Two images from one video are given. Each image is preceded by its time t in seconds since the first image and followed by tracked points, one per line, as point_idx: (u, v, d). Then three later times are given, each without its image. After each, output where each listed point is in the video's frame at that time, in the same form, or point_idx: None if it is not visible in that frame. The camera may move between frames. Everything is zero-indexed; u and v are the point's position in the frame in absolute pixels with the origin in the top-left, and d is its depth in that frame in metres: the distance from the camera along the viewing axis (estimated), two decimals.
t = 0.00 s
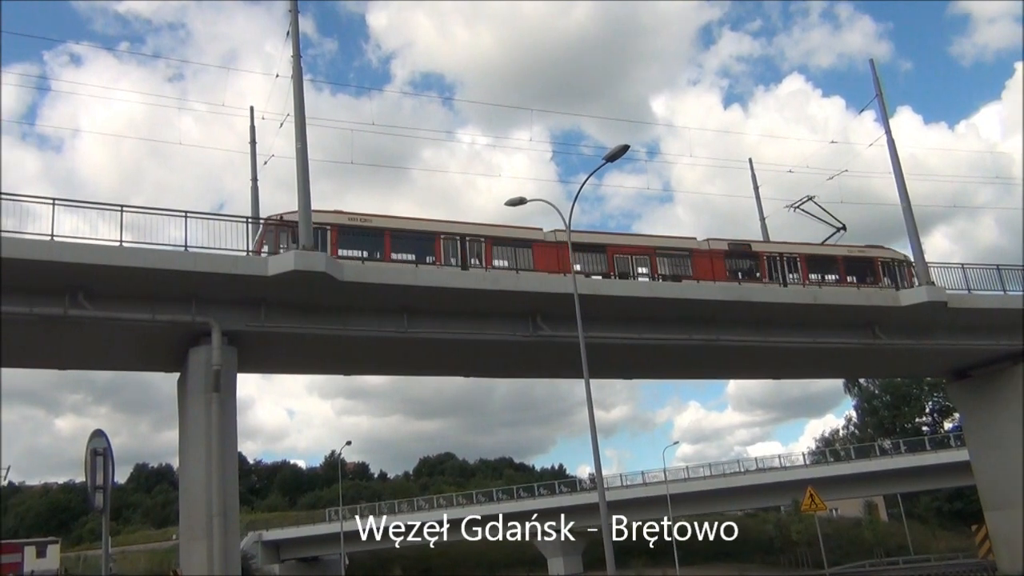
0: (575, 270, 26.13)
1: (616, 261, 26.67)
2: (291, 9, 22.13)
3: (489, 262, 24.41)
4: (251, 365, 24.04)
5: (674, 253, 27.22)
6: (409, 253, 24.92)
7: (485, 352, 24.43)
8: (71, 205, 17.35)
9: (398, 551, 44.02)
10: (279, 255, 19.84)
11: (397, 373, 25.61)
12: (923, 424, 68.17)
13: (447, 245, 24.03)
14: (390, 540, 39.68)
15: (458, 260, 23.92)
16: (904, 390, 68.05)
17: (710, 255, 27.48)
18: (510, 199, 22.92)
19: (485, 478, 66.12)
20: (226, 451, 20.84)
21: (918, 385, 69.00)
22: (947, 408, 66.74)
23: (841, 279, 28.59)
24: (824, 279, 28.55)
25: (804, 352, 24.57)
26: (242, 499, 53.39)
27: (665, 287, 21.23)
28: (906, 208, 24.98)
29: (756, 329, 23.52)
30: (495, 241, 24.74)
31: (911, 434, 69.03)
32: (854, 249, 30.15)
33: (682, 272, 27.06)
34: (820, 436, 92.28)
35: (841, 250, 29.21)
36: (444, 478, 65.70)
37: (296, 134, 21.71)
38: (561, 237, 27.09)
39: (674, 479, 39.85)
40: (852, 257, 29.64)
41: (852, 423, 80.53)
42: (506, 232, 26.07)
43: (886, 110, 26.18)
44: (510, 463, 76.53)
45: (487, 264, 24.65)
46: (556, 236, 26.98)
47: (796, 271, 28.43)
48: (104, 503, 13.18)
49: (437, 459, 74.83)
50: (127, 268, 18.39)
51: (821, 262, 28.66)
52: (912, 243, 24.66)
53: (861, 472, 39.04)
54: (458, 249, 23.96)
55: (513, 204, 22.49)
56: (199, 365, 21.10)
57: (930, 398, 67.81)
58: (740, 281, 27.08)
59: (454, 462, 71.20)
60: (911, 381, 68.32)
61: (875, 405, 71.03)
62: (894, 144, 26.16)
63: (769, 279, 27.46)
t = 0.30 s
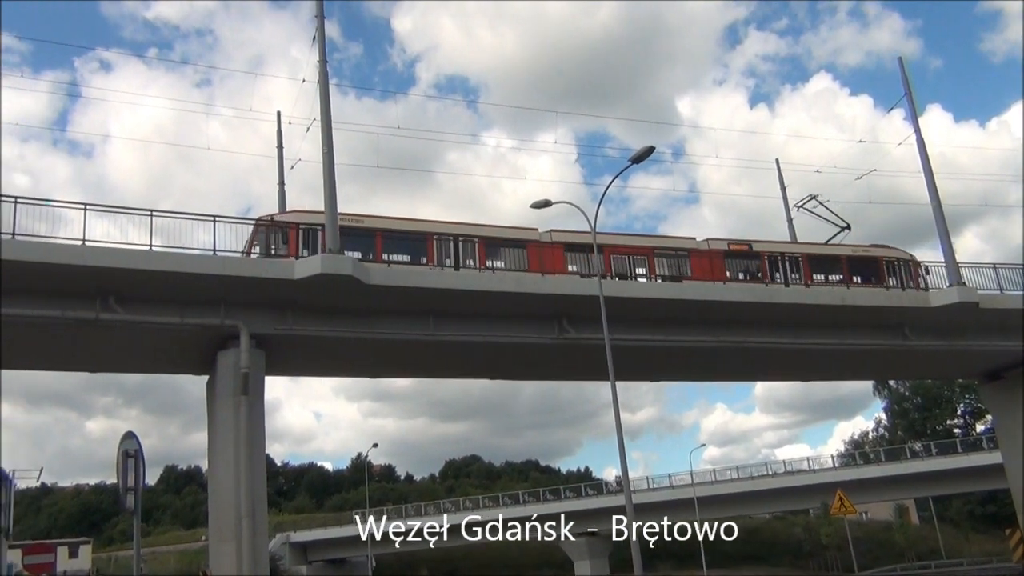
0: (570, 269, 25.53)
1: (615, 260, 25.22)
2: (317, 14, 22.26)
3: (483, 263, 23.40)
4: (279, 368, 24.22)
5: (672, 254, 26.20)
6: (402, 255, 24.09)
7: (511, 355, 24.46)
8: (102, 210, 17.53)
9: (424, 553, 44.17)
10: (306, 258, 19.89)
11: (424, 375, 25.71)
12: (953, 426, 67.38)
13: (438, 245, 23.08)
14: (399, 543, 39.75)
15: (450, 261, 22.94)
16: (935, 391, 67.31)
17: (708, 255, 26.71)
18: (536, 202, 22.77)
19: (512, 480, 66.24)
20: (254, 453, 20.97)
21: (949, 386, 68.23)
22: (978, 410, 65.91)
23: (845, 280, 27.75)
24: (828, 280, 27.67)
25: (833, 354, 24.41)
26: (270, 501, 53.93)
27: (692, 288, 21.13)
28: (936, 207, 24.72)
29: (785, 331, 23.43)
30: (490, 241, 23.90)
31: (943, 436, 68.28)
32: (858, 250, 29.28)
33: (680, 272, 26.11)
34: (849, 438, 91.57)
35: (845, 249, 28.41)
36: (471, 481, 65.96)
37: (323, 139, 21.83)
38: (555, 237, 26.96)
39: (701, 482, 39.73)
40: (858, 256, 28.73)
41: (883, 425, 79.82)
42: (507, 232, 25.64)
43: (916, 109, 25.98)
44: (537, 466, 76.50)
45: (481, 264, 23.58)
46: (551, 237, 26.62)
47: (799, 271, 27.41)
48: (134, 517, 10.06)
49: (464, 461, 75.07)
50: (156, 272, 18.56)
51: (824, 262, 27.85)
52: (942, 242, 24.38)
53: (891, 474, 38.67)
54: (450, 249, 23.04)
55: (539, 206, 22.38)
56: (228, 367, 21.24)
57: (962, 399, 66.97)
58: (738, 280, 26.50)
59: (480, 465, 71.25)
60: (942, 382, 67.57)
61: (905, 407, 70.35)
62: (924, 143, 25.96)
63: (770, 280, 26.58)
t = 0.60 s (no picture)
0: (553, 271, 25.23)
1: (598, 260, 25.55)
2: (326, 18, 22.32)
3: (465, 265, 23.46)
4: (290, 371, 24.28)
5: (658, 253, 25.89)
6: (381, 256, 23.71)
7: (522, 357, 24.43)
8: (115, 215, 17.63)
9: (436, 555, 44.18)
10: (317, 261, 19.92)
11: (434, 377, 25.78)
12: (967, 427, 66.90)
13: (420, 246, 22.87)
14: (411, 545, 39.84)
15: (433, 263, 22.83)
16: (948, 391, 66.79)
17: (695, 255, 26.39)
18: (545, 203, 22.71)
19: (524, 483, 66.18)
20: (266, 456, 21.02)
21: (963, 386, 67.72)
22: (993, 410, 65.37)
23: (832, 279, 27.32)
24: (814, 279, 27.41)
25: (845, 355, 24.31)
26: (282, 503, 54.12)
27: (703, 290, 21.07)
28: (948, 206, 24.58)
29: (796, 332, 23.35)
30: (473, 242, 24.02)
31: (956, 436, 67.79)
32: (846, 248, 28.90)
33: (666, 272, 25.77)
34: (863, 438, 91.22)
35: (832, 248, 28.01)
36: (482, 483, 65.92)
37: (332, 142, 21.87)
38: (538, 237, 25.68)
39: (713, 483, 39.60)
40: (844, 255, 28.40)
41: (896, 426, 79.35)
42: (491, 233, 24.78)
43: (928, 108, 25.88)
44: (548, 468, 76.39)
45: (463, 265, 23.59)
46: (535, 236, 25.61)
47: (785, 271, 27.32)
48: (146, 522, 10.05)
49: (475, 463, 75.12)
50: (168, 276, 18.63)
51: (811, 261, 27.44)
52: (954, 241, 24.23)
53: (905, 475, 38.47)
54: (429, 250, 23.03)
55: (548, 208, 22.24)
56: (239, 371, 21.31)
57: (976, 399, 66.44)
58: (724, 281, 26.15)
59: (491, 467, 71.16)
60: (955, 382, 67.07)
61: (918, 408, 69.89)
62: (936, 142, 25.86)
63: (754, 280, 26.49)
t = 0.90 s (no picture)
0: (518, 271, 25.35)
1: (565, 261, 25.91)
2: (325, 22, 22.38)
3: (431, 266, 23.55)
4: (289, 375, 24.28)
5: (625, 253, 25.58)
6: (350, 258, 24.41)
7: (522, 360, 24.41)
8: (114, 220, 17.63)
9: (437, 558, 44.16)
10: (316, 265, 19.92)
11: (434, 380, 25.77)
12: (968, 428, 66.83)
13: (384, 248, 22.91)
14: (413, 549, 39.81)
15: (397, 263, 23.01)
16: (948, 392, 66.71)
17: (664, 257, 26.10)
18: (544, 206, 22.67)
19: (525, 486, 66.07)
20: (266, 460, 20.98)
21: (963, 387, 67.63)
22: (993, 411, 65.29)
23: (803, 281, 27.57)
24: (785, 280, 27.63)
25: (845, 356, 24.32)
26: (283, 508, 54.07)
27: (702, 292, 21.08)
28: (947, 207, 24.59)
29: (796, 334, 23.36)
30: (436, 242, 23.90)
31: (957, 437, 67.83)
32: (820, 250, 28.97)
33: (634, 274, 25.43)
34: (864, 440, 91.23)
35: (803, 250, 28.19)
36: (482, 486, 65.84)
37: (332, 145, 21.91)
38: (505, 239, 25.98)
39: (714, 486, 39.59)
40: (818, 257, 28.43)
41: (897, 427, 79.27)
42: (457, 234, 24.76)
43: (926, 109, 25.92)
44: (549, 471, 76.29)
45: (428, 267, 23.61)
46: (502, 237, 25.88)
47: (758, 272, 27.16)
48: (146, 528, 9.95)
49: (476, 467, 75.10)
50: (168, 281, 18.63)
51: (783, 263, 27.61)
52: (954, 242, 24.25)
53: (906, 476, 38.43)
54: (395, 253, 23.13)
55: (547, 211, 22.17)
56: (239, 376, 21.27)
57: (976, 400, 66.37)
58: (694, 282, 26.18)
59: (492, 470, 71.06)
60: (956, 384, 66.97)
61: (919, 409, 69.86)
62: (935, 143, 25.88)
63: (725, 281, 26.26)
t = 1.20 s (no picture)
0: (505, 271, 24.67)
1: (550, 262, 25.22)
2: (337, 25, 22.47)
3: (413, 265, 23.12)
4: (304, 378, 24.38)
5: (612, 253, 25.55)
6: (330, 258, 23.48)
7: (537, 361, 24.42)
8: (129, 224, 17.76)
9: (452, 561, 44.25)
10: (331, 268, 20.00)
11: (448, 382, 25.84)
12: (986, 427, 66.23)
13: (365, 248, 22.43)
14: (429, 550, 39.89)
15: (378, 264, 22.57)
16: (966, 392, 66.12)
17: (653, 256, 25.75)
18: (557, 208, 22.62)
19: (541, 488, 66.06)
20: (283, 463, 21.09)
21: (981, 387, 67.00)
22: (1012, 410, 64.65)
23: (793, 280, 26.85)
24: (772, 279, 27.01)
25: (860, 356, 24.17)
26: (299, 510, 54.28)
27: (716, 293, 21.01)
28: (963, 205, 24.39)
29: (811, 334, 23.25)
30: (418, 243, 23.33)
31: (975, 438, 67.23)
32: (810, 247, 28.21)
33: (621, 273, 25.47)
34: (881, 441, 90.73)
35: (794, 248, 27.53)
36: (497, 488, 65.84)
37: (345, 148, 22.01)
38: (488, 239, 24.97)
39: (729, 487, 39.41)
40: (808, 256, 27.78)
41: (914, 428, 78.72)
42: (441, 234, 23.89)
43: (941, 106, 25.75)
44: (564, 473, 76.23)
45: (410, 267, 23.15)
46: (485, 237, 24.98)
47: (745, 271, 26.78)
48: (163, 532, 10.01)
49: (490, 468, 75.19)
50: (184, 284, 18.77)
51: (773, 262, 26.95)
52: (970, 240, 24.04)
53: (922, 477, 38.10)
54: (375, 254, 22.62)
55: (560, 213, 22.13)
56: (255, 379, 21.38)
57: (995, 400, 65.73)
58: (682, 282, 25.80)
59: (507, 472, 71.11)
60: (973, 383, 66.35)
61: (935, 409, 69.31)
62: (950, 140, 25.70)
63: (713, 280, 26.04)
